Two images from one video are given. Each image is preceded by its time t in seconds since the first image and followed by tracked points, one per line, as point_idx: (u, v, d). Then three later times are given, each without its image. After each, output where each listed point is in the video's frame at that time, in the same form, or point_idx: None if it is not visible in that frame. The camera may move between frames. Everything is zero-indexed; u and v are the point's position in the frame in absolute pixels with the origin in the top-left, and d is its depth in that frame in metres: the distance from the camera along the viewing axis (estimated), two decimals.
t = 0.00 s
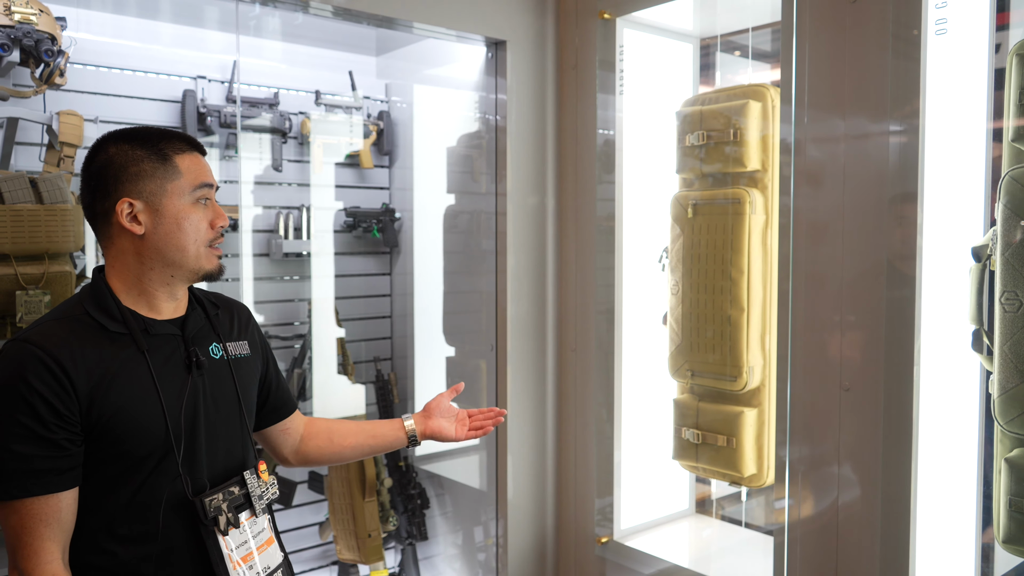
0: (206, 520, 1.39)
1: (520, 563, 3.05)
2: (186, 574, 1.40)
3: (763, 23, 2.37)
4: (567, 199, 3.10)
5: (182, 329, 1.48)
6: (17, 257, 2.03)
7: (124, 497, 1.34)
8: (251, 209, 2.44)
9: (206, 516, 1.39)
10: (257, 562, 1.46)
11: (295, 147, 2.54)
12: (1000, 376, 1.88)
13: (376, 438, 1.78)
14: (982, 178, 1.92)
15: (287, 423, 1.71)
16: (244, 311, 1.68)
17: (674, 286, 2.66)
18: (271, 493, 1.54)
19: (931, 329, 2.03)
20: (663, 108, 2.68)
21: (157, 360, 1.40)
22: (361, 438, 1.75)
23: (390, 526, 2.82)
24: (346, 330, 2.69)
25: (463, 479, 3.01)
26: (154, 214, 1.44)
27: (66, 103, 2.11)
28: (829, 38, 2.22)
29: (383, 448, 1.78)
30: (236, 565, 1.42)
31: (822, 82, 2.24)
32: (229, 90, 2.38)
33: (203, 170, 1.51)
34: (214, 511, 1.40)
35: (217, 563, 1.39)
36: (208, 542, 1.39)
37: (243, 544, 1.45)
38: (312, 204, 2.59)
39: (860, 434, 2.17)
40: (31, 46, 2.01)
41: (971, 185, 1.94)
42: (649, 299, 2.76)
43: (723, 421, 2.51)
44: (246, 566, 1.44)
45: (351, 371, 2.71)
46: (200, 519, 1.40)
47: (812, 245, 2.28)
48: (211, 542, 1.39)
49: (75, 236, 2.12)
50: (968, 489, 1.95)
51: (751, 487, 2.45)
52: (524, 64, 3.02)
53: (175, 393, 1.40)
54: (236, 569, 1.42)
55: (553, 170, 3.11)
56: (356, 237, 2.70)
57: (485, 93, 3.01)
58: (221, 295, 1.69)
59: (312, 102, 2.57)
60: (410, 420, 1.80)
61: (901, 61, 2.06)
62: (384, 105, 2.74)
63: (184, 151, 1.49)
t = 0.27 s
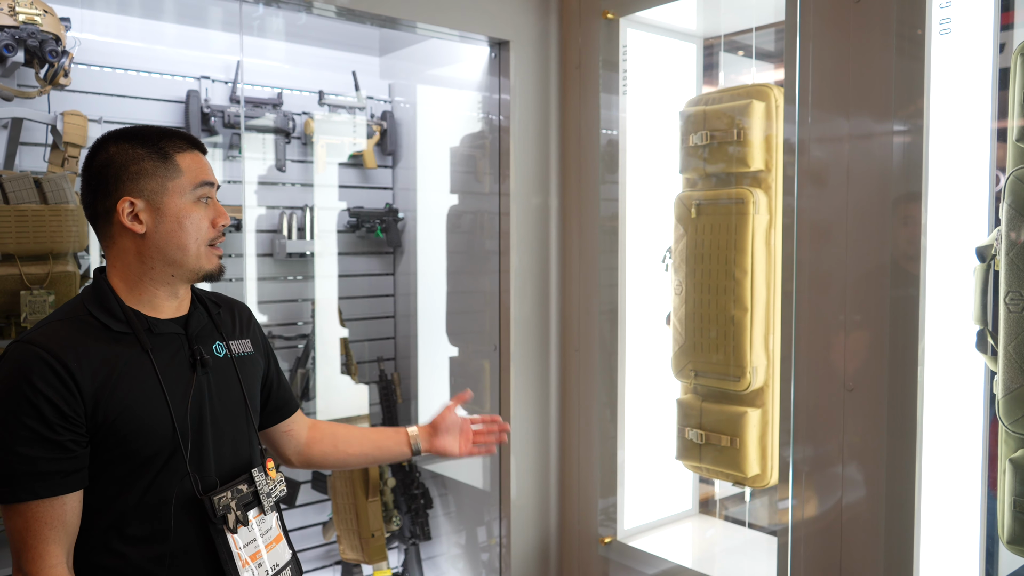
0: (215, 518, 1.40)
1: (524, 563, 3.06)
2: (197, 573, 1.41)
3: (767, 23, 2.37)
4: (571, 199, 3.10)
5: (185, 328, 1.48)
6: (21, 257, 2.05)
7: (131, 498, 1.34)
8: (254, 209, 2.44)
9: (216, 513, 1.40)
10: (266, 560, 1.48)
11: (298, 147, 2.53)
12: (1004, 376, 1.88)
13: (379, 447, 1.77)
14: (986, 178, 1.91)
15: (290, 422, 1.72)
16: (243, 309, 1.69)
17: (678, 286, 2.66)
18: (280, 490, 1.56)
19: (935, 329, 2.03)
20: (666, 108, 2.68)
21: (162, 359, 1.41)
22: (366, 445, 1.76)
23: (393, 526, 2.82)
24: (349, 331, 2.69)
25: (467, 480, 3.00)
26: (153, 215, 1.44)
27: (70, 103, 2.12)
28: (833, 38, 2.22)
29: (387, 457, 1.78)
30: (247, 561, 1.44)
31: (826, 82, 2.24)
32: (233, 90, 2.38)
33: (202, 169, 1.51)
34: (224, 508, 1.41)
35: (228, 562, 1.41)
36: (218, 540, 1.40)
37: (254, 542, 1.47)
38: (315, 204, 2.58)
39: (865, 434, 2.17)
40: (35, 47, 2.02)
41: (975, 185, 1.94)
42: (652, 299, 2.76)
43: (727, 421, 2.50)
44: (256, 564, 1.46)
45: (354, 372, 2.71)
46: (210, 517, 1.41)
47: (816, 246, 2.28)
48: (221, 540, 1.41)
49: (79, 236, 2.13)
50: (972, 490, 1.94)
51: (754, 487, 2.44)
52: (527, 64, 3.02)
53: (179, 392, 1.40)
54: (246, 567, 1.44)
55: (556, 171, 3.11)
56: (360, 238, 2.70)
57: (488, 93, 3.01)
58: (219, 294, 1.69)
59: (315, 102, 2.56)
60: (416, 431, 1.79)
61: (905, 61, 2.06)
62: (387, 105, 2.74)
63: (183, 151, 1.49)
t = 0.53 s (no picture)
0: (219, 513, 1.38)
1: (527, 563, 3.06)
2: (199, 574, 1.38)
3: (770, 23, 2.36)
4: (574, 199, 3.10)
5: (192, 327, 1.45)
6: (25, 257, 2.06)
7: (134, 496, 1.32)
8: (258, 209, 2.44)
9: (220, 510, 1.38)
10: (267, 563, 1.45)
11: (301, 147, 2.53)
12: (1008, 376, 1.88)
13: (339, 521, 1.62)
14: (990, 178, 1.91)
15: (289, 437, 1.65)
16: (258, 313, 1.66)
17: (681, 286, 2.66)
18: (290, 494, 1.52)
19: (939, 329, 2.02)
20: (669, 108, 2.68)
21: (168, 356, 1.39)
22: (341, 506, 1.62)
23: (397, 525, 2.85)
24: (352, 330, 2.69)
25: (470, 479, 3.00)
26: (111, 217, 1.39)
27: (74, 104, 2.12)
28: (837, 38, 2.21)
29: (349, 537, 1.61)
30: (246, 562, 1.41)
31: (829, 82, 2.23)
32: (236, 90, 2.38)
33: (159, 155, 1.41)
34: (227, 505, 1.39)
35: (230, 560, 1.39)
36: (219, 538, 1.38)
37: (257, 542, 1.45)
38: (319, 204, 2.58)
39: (868, 434, 2.17)
40: (39, 48, 2.02)
41: (979, 185, 1.93)
42: (655, 299, 2.76)
43: (731, 421, 2.50)
44: (255, 566, 1.43)
45: (357, 371, 2.71)
46: (214, 516, 1.39)
47: (820, 246, 2.28)
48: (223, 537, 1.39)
49: (82, 237, 2.13)
50: (976, 490, 1.94)
51: (758, 487, 2.44)
52: (530, 64, 3.02)
53: (185, 390, 1.38)
54: (245, 567, 1.41)
55: (559, 171, 3.11)
56: (363, 237, 2.71)
57: (491, 94, 3.01)
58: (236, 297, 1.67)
59: (319, 102, 2.56)
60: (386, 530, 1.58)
61: (909, 60, 2.05)
62: (390, 105, 2.74)
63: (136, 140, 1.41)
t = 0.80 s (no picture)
0: (202, 512, 1.36)
1: (529, 563, 3.06)
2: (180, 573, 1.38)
3: (772, 22, 2.36)
4: (576, 199, 3.10)
5: (197, 327, 1.46)
6: (28, 256, 2.06)
7: (124, 489, 1.34)
8: (260, 209, 2.45)
9: (203, 508, 1.36)
10: (246, 570, 1.40)
11: (304, 147, 2.54)
12: (1011, 376, 1.87)
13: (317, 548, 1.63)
14: (994, 177, 1.91)
15: (288, 450, 1.66)
16: (278, 317, 1.65)
17: (684, 286, 2.66)
18: (285, 503, 1.48)
19: (942, 329, 2.02)
20: (672, 108, 2.68)
21: (167, 353, 1.40)
22: (310, 544, 1.64)
23: (398, 526, 2.82)
24: (355, 330, 2.69)
25: (472, 480, 3.00)
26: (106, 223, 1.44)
27: (77, 104, 2.13)
28: (840, 38, 2.21)
29: None
30: (223, 566, 1.38)
31: (832, 82, 2.23)
32: (239, 90, 2.38)
33: (143, 158, 1.42)
34: (212, 504, 1.37)
35: (206, 559, 1.37)
36: (201, 535, 1.37)
37: (240, 547, 1.41)
38: (321, 204, 2.58)
39: (872, 434, 2.16)
40: (43, 48, 2.04)
41: (982, 185, 1.93)
42: (658, 299, 2.76)
43: (733, 421, 2.50)
44: (233, 571, 1.39)
45: (360, 371, 2.71)
46: (197, 514, 1.37)
47: (823, 246, 2.28)
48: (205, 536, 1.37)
49: (86, 237, 2.14)
50: (980, 490, 1.93)
51: (760, 487, 2.43)
52: (533, 64, 3.02)
53: (182, 388, 1.39)
54: (222, 571, 1.37)
55: (562, 172, 3.11)
56: (366, 238, 2.71)
57: (494, 94, 3.01)
58: (258, 300, 1.67)
59: (321, 102, 2.56)
60: None
61: (912, 60, 2.05)
62: (393, 105, 2.74)
63: (123, 145, 1.42)
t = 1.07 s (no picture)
0: (189, 516, 1.35)
1: (532, 563, 3.06)
2: None
3: (777, 22, 2.36)
4: (580, 199, 3.10)
5: (199, 331, 1.45)
6: (33, 257, 2.07)
7: (116, 489, 1.34)
8: (264, 209, 2.45)
9: (190, 513, 1.35)
10: None
11: (308, 147, 2.54)
12: (1016, 376, 1.87)
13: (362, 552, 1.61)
14: (998, 177, 1.90)
15: (315, 462, 1.62)
16: (290, 324, 1.62)
17: (687, 285, 2.66)
18: (277, 513, 1.46)
19: (947, 330, 2.02)
20: (675, 108, 2.67)
21: (165, 356, 1.40)
22: (351, 552, 1.60)
23: (402, 525, 2.83)
24: (359, 330, 2.69)
25: (476, 479, 3.00)
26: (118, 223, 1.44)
27: (82, 104, 2.13)
28: (845, 37, 2.21)
29: None
30: (207, 571, 1.37)
31: (836, 82, 2.23)
32: (243, 91, 2.39)
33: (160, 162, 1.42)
34: (200, 509, 1.36)
35: (189, 561, 1.36)
36: (186, 540, 1.36)
37: (226, 554, 1.39)
38: (325, 204, 2.59)
39: (876, 434, 2.16)
40: (48, 49, 2.04)
41: (987, 185, 1.93)
42: (661, 300, 2.76)
43: (737, 421, 2.50)
44: None
45: (363, 371, 2.71)
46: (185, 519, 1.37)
47: (827, 245, 2.27)
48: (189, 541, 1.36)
49: (94, 238, 2.15)
50: (984, 491, 1.93)
51: (764, 488, 2.43)
52: (537, 64, 3.02)
53: (178, 391, 1.38)
54: None
55: (565, 171, 3.11)
56: (370, 238, 2.71)
57: (498, 93, 3.01)
58: (275, 306, 1.65)
59: (325, 103, 2.57)
60: None
61: (916, 60, 2.05)
62: (397, 105, 2.74)
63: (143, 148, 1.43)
